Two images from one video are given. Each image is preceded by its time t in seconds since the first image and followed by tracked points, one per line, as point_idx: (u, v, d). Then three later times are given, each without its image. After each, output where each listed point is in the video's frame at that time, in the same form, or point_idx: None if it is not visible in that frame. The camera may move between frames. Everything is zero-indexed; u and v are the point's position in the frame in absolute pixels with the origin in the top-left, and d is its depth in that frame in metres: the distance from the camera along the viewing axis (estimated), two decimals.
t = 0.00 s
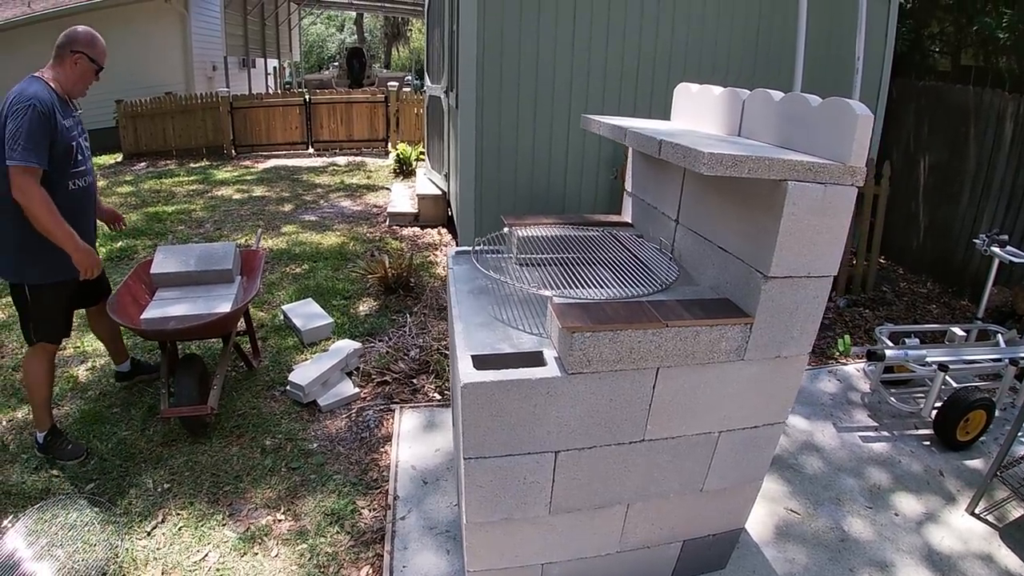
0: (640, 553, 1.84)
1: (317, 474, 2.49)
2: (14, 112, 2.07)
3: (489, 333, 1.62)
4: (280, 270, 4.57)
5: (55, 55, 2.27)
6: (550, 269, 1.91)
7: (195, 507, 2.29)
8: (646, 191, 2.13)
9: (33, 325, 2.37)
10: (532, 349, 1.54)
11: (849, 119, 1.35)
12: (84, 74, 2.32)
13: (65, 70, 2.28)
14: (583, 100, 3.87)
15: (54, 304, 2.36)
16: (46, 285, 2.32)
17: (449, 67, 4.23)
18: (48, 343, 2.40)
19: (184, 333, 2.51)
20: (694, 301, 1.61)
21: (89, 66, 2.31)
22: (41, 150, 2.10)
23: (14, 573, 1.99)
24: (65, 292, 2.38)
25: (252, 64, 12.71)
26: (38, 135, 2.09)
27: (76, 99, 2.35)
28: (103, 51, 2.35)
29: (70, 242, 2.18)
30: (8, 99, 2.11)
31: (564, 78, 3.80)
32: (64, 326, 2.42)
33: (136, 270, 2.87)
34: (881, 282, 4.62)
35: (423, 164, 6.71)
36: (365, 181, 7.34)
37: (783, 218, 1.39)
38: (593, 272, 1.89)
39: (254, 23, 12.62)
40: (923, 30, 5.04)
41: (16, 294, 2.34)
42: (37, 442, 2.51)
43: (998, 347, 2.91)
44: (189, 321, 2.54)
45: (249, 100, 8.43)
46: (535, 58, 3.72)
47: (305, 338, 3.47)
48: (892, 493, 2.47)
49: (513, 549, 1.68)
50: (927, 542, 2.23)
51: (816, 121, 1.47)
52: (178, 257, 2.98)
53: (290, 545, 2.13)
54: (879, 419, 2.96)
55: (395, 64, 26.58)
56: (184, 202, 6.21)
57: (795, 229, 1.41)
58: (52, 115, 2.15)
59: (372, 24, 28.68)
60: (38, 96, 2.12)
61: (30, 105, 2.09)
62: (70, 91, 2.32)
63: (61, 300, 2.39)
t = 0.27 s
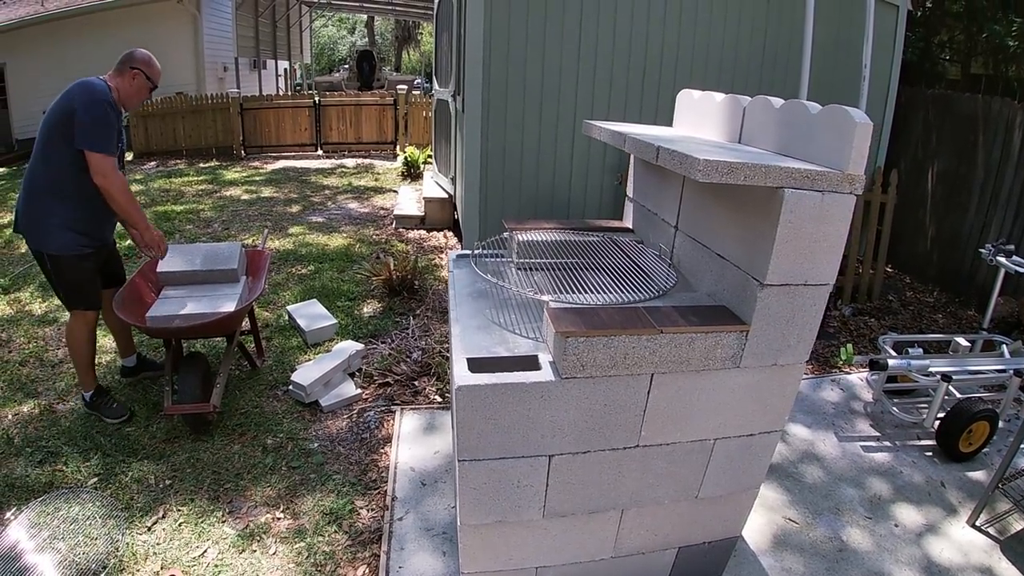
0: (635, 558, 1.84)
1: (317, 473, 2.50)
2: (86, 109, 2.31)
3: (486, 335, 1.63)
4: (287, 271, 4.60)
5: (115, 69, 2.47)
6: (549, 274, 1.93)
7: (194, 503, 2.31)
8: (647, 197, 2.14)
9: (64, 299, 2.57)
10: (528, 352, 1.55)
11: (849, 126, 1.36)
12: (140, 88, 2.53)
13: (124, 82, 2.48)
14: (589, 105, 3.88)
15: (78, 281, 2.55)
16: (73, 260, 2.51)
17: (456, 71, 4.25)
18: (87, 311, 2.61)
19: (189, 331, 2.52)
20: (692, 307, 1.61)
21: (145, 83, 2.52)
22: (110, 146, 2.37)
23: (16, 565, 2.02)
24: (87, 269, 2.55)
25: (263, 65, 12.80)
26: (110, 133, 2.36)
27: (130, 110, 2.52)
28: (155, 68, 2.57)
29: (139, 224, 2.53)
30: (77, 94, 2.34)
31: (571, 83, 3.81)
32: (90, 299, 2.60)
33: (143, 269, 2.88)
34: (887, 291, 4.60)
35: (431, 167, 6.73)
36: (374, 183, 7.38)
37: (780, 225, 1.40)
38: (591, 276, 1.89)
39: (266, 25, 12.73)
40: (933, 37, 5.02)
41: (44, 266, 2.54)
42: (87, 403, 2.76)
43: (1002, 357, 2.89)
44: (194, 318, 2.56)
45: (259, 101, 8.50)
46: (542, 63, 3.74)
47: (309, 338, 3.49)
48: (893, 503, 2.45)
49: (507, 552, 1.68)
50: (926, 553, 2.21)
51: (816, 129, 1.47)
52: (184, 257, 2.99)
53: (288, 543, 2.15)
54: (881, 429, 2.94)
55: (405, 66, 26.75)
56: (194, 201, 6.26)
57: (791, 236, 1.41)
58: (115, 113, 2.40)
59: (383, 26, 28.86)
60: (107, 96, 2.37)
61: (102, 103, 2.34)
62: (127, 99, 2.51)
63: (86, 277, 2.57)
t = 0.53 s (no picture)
0: (643, 563, 1.85)
1: (327, 479, 2.52)
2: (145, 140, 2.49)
3: (492, 342, 1.66)
4: (297, 278, 4.64)
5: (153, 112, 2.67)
6: (555, 280, 1.94)
7: (205, 510, 2.34)
8: (652, 203, 2.15)
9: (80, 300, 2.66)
10: (534, 359, 1.57)
11: (850, 131, 1.37)
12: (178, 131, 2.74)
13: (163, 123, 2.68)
14: (595, 110, 3.90)
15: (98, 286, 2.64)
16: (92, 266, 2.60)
17: (463, 79, 4.29)
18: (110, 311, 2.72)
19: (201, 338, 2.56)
20: (696, 313, 1.63)
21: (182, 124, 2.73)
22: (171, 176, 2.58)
23: (30, 570, 2.05)
24: (105, 274, 2.64)
25: (272, 74, 12.93)
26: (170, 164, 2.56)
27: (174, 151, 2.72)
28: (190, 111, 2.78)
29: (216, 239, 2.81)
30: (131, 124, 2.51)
31: (577, 89, 3.83)
32: (110, 301, 2.70)
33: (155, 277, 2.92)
34: (896, 292, 4.58)
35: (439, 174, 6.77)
36: (383, 191, 7.43)
37: (783, 230, 1.41)
38: (597, 282, 1.91)
39: (274, 34, 12.86)
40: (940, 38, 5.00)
41: (61, 274, 2.60)
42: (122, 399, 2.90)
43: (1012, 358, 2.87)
44: (205, 326, 2.59)
45: (268, 110, 8.59)
46: (547, 70, 3.76)
47: (319, 346, 3.52)
48: (902, 506, 2.44)
49: (515, 557, 1.70)
50: (935, 556, 2.20)
51: (819, 134, 1.48)
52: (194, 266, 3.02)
53: (299, 548, 2.17)
54: (891, 432, 2.93)
55: (413, 72, 26.89)
56: (204, 210, 6.34)
57: (795, 242, 1.42)
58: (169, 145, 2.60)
59: (390, 34, 29.06)
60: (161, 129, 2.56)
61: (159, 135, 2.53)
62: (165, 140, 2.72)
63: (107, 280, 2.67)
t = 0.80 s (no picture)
0: (646, 565, 1.84)
1: (330, 481, 2.53)
2: (166, 160, 2.53)
3: (494, 343, 1.66)
4: (300, 280, 4.65)
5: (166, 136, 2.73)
6: (556, 282, 1.95)
7: (208, 511, 2.34)
8: (654, 204, 2.15)
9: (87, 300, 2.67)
10: (536, 360, 1.57)
11: (852, 131, 1.37)
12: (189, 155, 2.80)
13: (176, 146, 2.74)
14: (597, 112, 3.90)
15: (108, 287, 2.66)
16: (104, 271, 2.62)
17: (465, 81, 4.30)
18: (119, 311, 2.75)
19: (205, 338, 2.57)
20: (699, 314, 1.63)
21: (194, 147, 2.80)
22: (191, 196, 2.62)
23: (34, 571, 2.06)
24: (115, 276, 2.67)
25: (275, 77, 12.97)
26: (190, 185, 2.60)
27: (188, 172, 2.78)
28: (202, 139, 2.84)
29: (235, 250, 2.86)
30: (155, 142, 2.55)
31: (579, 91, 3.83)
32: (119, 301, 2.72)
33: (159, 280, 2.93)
34: (899, 293, 4.57)
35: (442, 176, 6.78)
36: (386, 193, 7.44)
37: (784, 231, 1.41)
38: (599, 283, 1.91)
39: (278, 37, 12.90)
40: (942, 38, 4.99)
41: (70, 276, 2.60)
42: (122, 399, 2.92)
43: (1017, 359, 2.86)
44: (208, 328, 2.60)
45: (271, 112, 8.62)
46: (549, 71, 3.77)
47: (322, 347, 3.53)
48: (906, 507, 2.43)
49: (517, 559, 1.70)
50: (939, 557, 2.19)
51: (820, 134, 1.48)
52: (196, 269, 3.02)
53: (302, 549, 2.17)
54: (895, 433, 2.92)
55: (416, 74, 26.94)
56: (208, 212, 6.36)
57: (796, 242, 1.42)
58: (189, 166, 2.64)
59: (393, 36, 29.13)
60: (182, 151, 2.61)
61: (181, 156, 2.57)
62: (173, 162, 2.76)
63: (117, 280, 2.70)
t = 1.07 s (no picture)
0: (648, 562, 1.84)
1: (331, 481, 2.52)
2: (166, 160, 2.52)
3: (495, 341, 1.66)
4: (300, 280, 4.65)
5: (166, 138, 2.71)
6: (557, 279, 1.94)
7: (210, 511, 2.34)
8: (654, 202, 2.15)
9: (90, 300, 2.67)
10: (538, 358, 1.57)
11: (852, 127, 1.36)
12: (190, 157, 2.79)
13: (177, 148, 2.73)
14: (596, 110, 3.89)
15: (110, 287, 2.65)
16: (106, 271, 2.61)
17: (464, 80, 4.29)
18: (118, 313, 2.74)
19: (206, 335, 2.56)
20: (700, 310, 1.62)
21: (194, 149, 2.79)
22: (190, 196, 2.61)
23: (35, 573, 2.06)
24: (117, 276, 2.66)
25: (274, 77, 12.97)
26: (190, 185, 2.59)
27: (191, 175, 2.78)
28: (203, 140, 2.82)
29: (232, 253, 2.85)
30: (156, 142, 2.55)
31: (578, 89, 3.83)
32: (121, 301, 2.71)
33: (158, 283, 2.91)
34: (899, 289, 4.57)
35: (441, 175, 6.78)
36: (385, 192, 7.44)
37: (785, 227, 1.40)
38: (599, 281, 1.91)
39: (276, 38, 12.89)
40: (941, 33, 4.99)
41: (72, 276, 2.60)
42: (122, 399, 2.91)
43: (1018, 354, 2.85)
44: (208, 329, 2.60)
45: (270, 113, 8.61)
46: (548, 69, 3.76)
47: (323, 347, 3.52)
48: (908, 503, 2.43)
49: (519, 557, 1.69)
50: (941, 553, 2.19)
51: (820, 130, 1.48)
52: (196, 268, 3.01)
53: (304, 549, 2.17)
54: (896, 429, 2.92)
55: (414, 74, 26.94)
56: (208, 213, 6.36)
57: (797, 238, 1.42)
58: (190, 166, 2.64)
59: (391, 36, 29.12)
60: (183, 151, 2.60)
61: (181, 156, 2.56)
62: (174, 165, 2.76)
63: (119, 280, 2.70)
